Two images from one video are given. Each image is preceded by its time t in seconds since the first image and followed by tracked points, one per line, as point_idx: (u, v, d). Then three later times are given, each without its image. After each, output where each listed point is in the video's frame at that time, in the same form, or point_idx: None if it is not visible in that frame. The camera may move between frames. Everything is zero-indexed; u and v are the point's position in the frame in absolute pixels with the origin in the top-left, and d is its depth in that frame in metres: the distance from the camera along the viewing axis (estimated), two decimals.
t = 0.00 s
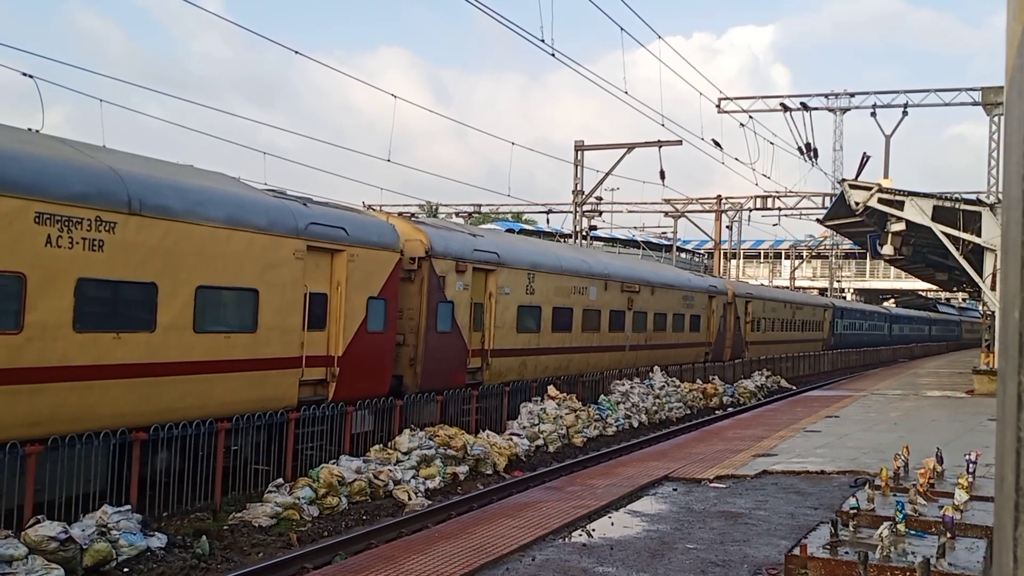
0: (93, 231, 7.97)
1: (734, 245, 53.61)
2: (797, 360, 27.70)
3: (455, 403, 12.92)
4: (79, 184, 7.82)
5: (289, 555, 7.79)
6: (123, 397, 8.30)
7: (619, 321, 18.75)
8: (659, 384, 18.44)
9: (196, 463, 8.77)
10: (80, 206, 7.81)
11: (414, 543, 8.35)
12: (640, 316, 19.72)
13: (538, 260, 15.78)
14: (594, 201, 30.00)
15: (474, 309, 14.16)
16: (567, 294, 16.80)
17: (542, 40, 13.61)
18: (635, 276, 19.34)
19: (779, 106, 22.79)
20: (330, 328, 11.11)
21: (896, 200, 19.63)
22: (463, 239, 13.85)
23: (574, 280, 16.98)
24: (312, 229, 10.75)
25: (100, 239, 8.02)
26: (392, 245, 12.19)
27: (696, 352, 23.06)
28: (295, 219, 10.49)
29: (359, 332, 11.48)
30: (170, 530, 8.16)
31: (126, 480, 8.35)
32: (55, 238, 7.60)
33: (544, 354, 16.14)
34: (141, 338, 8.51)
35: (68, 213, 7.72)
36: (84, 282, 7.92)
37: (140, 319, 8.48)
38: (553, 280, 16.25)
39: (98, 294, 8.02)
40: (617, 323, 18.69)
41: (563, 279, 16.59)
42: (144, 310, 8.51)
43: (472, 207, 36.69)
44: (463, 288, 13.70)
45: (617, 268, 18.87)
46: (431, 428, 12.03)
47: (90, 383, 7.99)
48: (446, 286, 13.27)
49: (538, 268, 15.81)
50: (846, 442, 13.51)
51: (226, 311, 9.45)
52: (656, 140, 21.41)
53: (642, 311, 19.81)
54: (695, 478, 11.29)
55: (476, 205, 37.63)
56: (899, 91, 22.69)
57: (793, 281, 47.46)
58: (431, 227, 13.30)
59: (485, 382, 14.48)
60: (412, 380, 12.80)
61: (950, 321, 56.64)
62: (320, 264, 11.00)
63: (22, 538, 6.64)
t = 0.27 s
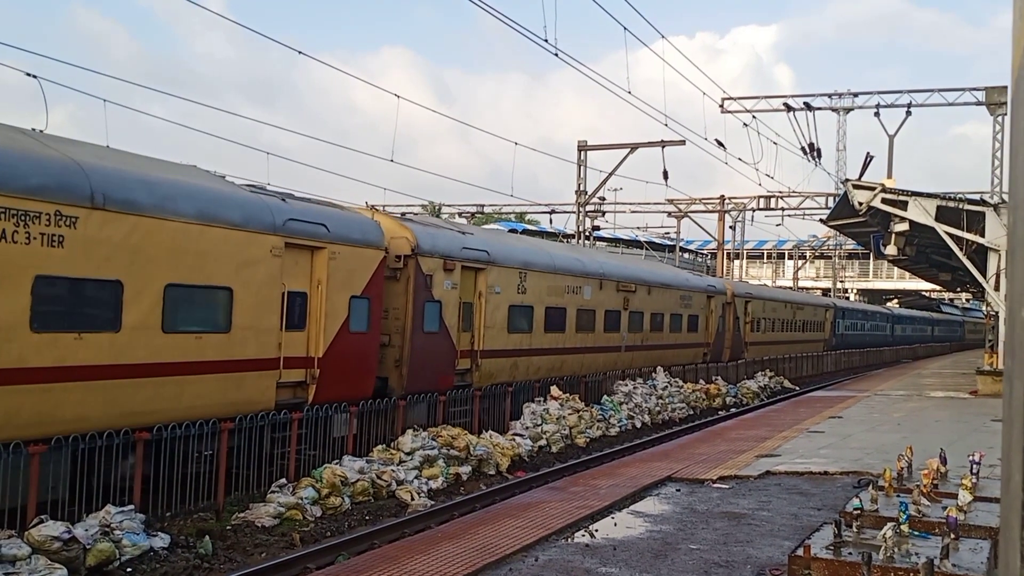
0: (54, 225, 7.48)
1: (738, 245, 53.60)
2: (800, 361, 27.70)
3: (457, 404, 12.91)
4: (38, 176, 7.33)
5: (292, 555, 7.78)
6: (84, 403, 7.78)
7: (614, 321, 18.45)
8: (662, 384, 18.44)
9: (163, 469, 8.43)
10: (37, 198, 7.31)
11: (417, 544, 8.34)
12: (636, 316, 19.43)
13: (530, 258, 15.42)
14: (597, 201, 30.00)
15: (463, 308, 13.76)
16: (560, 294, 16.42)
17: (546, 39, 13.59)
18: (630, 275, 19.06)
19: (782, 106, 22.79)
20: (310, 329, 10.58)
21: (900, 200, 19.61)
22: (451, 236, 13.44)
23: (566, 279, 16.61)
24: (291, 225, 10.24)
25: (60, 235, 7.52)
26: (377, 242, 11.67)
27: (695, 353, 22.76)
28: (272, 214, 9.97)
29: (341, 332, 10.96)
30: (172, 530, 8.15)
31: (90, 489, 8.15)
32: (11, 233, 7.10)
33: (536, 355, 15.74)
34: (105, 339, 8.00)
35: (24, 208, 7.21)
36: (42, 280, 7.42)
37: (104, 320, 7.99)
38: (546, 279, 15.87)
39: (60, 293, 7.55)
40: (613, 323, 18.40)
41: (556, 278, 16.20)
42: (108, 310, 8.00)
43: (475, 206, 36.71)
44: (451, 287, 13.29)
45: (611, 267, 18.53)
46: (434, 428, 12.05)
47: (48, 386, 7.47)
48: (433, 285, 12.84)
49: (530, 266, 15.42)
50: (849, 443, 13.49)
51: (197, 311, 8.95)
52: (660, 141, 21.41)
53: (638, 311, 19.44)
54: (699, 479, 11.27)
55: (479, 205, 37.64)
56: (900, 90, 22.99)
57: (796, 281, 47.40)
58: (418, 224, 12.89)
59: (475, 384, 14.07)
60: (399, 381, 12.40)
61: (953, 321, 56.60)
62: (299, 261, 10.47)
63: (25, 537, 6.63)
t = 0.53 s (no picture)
0: (13, 220, 7.17)
1: (742, 245, 53.58)
2: (805, 361, 27.70)
3: (461, 404, 12.92)
4: None
5: (296, 555, 7.79)
6: (41, 405, 7.45)
7: (610, 322, 18.14)
8: (667, 385, 18.43)
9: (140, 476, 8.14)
10: None
11: (421, 543, 8.35)
12: (633, 316, 19.14)
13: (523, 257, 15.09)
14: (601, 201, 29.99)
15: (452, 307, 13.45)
16: (554, 293, 16.11)
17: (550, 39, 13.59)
18: (627, 275, 18.76)
19: (787, 107, 22.77)
20: (288, 329, 10.28)
21: (904, 200, 19.57)
22: (440, 234, 13.10)
23: (560, 278, 16.27)
24: (268, 221, 9.92)
25: (18, 230, 7.19)
26: (360, 240, 11.35)
27: (693, 353, 22.50)
28: (248, 210, 9.67)
29: (321, 332, 10.65)
30: (177, 530, 8.16)
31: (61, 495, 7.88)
32: None
33: (528, 356, 15.41)
34: (66, 338, 7.69)
35: None
36: None
37: (62, 319, 7.64)
38: (539, 278, 15.51)
39: (11, 292, 7.20)
40: (609, 323, 18.09)
41: (550, 276, 15.87)
42: (70, 308, 7.68)
43: (479, 207, 36.70)
44: (439, 286, 12.97)
45: (608, 266, 18.24)
46: (438, 428, 12.07)
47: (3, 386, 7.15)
48: (420, 284, 12.51)
49: (523, 265, 15.10)
50: (854, 443, 13.48)
51: (168, 310, 8.66)
52: (664, 140, 21.40)
53: (635, 311, 19.16)
54: (703, 479, 11.27)
55: (483, 205, 37.63)
56: (904, 90, 23.25)
57: (801, 282, 47.31)
58: (405, 221, 12.55)
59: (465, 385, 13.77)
60: (384, 384, 12.08)
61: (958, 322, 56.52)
62: (278, 259, 10.17)
63: (31, 537, 6.66)
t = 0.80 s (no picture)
0: None
1: (749, 246, 53.53)
2: (813, 361, 27.72)
3: (468, 405, 12.95)
4: None
5: (304, 556, 7.81)
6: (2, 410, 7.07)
7: (608, 323, 17.75)
8: (673, 386, 18.42)
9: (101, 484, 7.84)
10: None
11: (428, 545, 8.36)
12: (632, 317, 18.75)
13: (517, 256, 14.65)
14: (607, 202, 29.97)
15: (442, 307, 13.01)
16: (550, 293, 15.69)
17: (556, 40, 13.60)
18: (625, 275, 18.39)
19: (793, 107, 22.73)
20: (268, 330, 9.86)
21: (912, 201, 19.52)
22: (430, 232, 12.68)
23: (555, 277, 15.83)
24: (247, 217, 9.51)
25: None
26: (345, 237, 10.91)
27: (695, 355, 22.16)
28: (225, 206, 9.27)
29: (303, 333, 10.20)
30: (184, 531, 8.19)
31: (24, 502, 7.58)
32: None
33: (522, 358, 14.95)
34: (28, 341, 7.28)
35: None
36: None
37: (24, 319, 7.23)
38: (533, 277, 15.09)
39: (26, 293, 7.25)
40: (606, 324, 17.70)
41: (544, 276, 15.45)
42: (31, 309, 7.28)
43: (485, 208, 36.71)
44: (429, 285, 12.52)
45: (606, 266, 17.88)
46: (444, 429, 12.10)
47: None
48: (408, 283, 12.05)
49: (517, 264, 14.68)
50: (861, 444, 13.45)
51: (140, 310, 8.27)
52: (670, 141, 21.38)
53: (634, 311, 18.80)
54: (710, 480, 11.26)
55: (489, 206, 37.64)
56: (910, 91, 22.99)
57: (807, 283, 47.22)
58: (393, 219, 12.12)
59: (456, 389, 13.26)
60: (370, 386, 11.57)
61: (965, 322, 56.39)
62: (257, 257, 9.76)
63: (39, 538, 6.69)
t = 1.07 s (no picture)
0: None
1: (759, 246, 53.42)
2: (824, 362, 27.67)
3: (478, 404, 12.96)
4: None
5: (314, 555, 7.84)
6: None
7: (610, 322, 17.54)
8: (683, 386, 18.40)
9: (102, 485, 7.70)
10: None
11: (438, 544, 8.38)
12: (635, 316, 18.58)
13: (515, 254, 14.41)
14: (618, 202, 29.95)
15: (438, 307, 12.71)
16: (549, 292, 15.44)
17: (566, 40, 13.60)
18: (628, 273, 18.21)
19: (804, 107, 22.67)
20: (253, 329, 9.61)
21: (923, 200, 19.44)
22: (424, 229, 12.41)
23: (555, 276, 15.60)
24: (230, 213, 9.26)
25: None
26: (335, 235, 10.66)
27: (700, 354, 22.04)
28: (206, 201, 9.00)
29: (290, 333, 9.95)
30: (196, 529, 8.23)
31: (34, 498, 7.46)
32: None
33: (521, 358, 14.71)
34: None
35: None
36: None
37: None
38: (533, 276, 14.87)
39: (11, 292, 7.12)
40: (609, 323, 17.49)
41: (544, 275, 15.19)
42: None
43: (496, 207, 36.71)
44: (423, 284, 12.27)
45: (608, 265, 17.68)
46: (455, 429, 12.11)
47: None
48: (400, 281, 11.79)
49: (515, 263, 14.41)
50: (873, 444, 13.41)
51: (113, 308, 8.00)
52: (681, 141, 21.35)
53: (637, 310, 18.62)
54: (720, 480, 11.25)
55: (499, 206, 37.65)
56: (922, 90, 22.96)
57: (818, 282, 47.05)
58: (385, 216, 11.86)
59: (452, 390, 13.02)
60: (362, 387, 11.31)
61: (977, 322, 56.12)
62: (242, 254, 9.49)
63: (52, 536, 6.73)
